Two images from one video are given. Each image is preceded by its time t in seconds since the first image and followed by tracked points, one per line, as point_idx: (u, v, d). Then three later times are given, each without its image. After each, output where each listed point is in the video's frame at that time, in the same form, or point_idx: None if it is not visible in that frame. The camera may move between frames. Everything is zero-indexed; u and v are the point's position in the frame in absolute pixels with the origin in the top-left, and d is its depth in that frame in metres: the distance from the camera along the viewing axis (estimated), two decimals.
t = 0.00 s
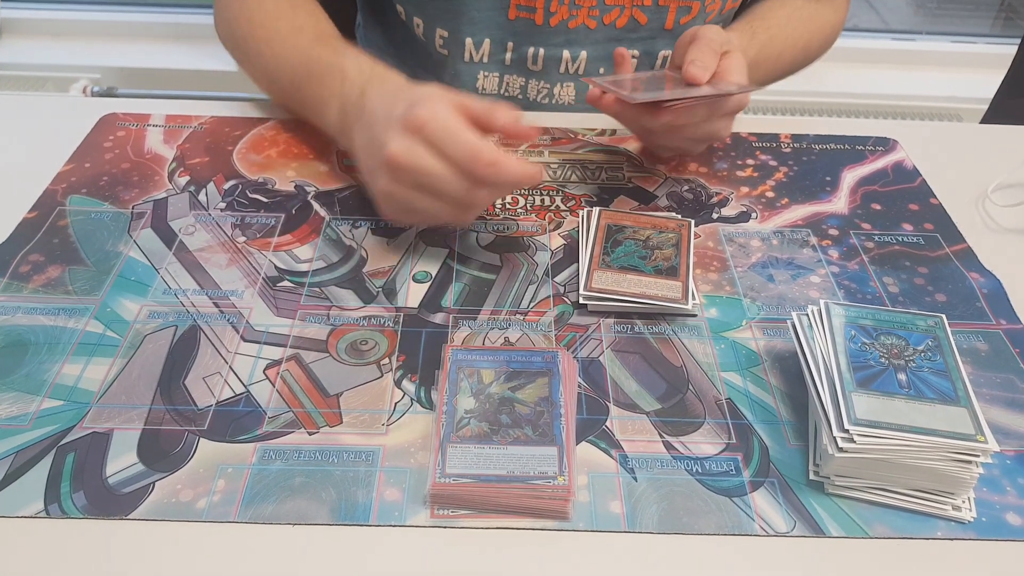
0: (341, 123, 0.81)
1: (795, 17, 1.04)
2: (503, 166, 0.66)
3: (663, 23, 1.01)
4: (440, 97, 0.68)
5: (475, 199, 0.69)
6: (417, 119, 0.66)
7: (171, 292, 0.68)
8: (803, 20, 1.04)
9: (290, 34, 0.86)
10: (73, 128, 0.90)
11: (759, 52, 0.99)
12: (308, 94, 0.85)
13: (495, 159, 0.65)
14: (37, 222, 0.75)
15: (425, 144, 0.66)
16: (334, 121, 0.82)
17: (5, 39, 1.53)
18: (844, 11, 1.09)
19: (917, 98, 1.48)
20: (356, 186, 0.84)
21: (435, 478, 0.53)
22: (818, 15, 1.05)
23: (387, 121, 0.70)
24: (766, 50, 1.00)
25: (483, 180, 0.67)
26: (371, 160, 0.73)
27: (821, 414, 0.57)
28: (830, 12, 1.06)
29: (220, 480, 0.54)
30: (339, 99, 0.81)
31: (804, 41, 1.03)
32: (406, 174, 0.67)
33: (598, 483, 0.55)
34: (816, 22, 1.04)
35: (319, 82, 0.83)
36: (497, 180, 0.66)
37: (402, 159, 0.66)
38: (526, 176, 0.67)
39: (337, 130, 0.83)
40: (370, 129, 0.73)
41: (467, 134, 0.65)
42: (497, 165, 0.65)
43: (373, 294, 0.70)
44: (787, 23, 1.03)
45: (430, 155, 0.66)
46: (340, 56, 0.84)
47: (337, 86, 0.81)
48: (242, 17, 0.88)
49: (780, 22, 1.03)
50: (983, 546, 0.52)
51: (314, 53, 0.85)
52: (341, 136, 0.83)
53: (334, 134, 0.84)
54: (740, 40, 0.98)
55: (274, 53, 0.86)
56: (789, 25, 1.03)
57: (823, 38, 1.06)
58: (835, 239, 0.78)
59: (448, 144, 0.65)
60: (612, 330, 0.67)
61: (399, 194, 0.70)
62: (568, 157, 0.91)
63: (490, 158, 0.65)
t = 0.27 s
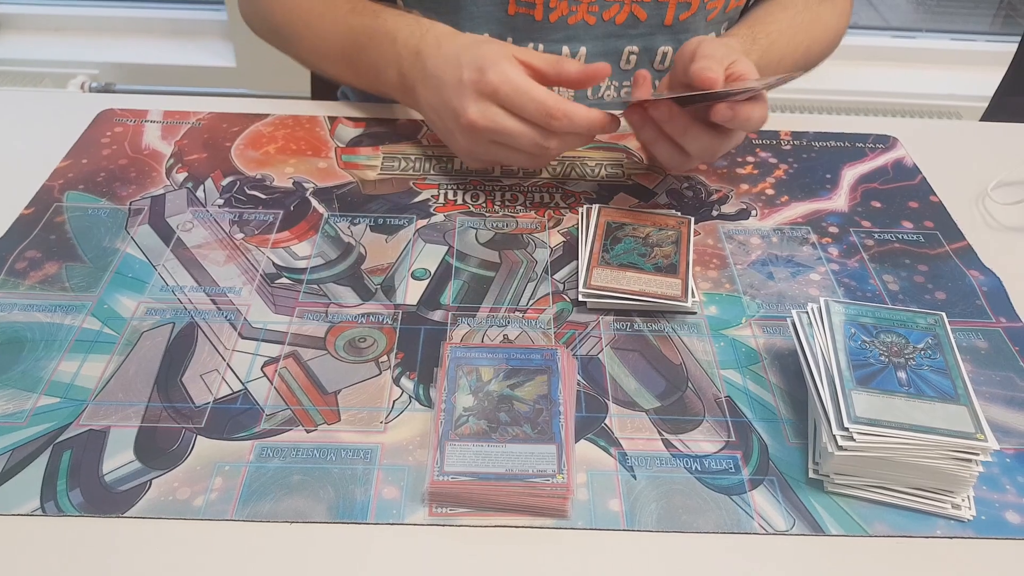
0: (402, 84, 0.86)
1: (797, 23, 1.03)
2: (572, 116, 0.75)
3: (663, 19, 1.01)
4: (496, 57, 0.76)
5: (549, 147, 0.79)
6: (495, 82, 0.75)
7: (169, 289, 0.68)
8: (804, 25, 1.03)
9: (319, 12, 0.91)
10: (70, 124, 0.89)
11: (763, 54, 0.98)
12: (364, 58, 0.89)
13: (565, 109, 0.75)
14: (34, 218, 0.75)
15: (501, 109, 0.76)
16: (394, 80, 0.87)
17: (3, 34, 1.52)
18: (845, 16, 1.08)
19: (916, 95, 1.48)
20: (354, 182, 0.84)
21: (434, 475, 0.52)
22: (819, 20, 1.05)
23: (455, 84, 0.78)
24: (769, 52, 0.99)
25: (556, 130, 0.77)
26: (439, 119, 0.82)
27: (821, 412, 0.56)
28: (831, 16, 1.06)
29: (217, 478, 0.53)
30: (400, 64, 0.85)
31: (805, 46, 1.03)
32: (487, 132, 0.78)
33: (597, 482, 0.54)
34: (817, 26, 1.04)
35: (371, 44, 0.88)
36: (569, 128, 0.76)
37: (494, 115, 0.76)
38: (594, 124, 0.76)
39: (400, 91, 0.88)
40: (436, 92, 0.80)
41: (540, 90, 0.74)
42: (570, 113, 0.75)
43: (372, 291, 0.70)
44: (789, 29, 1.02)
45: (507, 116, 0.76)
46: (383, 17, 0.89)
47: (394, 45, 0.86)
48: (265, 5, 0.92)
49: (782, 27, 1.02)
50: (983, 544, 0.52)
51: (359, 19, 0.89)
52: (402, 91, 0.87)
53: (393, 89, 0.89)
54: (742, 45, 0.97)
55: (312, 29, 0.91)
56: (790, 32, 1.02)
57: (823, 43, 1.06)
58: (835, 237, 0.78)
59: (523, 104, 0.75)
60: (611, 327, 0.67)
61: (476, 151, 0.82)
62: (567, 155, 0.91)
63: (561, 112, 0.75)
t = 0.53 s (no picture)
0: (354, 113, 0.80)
1: (797, 25, 1.03)
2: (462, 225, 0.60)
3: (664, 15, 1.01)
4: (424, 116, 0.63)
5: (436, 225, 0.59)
6: (426, 169, 0.58)
7: (173, 286, 0.69)
8: (804, 27, 1.03)
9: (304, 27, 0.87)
10: (76, 123, 0.90)
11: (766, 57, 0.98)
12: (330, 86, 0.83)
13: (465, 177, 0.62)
14: (41, 216, 0.76)
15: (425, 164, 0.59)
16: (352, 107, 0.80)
17: (9, 33, 1.53)
18: (850, 17, 1.07)
19: (920, 92, 1.47)
20: (356, 178, 0.84)
21: (436, 471, 0.53)
22: (822, 21, 1.04)
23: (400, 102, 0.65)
24: (772, 56, 0.99)
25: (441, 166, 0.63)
26: (374, 191, 0.62)
27: (822, 409, 0.56)
28: (834, 18, 1.05)
29: (222, 472, 0.54)
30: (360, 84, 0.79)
31: (807, 48, 1.02)
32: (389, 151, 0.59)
33: (598, 478, 0.55)
34: (821, 26, 1.04)
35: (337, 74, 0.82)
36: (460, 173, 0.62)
37: (425, 189, 0.58)
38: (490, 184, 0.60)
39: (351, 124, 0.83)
40: (376, 103, 0.68)
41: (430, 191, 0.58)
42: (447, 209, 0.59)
43: (374, 288, 0.70)
44: (787, 30, 1.02)
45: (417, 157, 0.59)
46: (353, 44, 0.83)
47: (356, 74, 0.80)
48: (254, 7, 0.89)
49: (779, 29, 1.02)
50: (984, 542, 0.52)
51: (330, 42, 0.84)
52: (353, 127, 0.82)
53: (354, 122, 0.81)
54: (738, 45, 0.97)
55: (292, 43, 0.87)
56: (789, 33, 1.02)
57: (827, 45, 1.05)
58: (838, 234, 0.78)
59: (414, 144, 0.59)
60: (613, 325, 0.67)
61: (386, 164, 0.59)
62: (570, 152, 0.91)
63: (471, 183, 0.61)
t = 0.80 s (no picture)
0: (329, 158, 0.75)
1: (799, 26, 1.03)
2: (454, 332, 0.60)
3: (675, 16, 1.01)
4: (416, 264, 0.56)
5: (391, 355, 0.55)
6: (415, 294, 0.55)
7: (177, 285, 0.69)
8: (806, 28, 1.03)
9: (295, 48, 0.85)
10: (80, 121, 0.90)
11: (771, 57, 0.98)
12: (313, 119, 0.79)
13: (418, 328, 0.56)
14: (45, 214, 0.76)
15: (404, 316, 0.54)
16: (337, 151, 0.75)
17: (13, 32, 1.53)
18: (850, 15, 1.07)
19: (922, 92, 1.47)
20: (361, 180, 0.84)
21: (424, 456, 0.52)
22: (822, 21, 1.04)
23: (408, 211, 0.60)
24: (776, 56, 0.99)
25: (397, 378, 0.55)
26: (348, 263, 0.59)
27: (825, 408, 0.57)
28: (834, 18, 1.05)
29: (226, 471, 0.54)
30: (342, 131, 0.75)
31: (809, 49, 1.02)
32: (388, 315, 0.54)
33: (601, 477, 0.55)
34: (823, 27, 1.04)
35: (321, 107, 0.79)
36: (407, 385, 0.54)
37: (400, 320, 0.54)
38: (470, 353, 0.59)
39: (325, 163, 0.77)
40: (364, 190, 0.64)
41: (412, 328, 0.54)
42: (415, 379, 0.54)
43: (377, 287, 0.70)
44: (789, 32, 1.02)
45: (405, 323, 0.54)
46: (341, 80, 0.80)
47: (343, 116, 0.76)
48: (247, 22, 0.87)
49: (782, 31, 1.02)
50: (987, 541, 0.52)
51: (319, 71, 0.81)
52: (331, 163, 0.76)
53: (327, 165, 0.76)
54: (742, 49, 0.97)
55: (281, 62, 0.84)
56: (790, 35, 1.02)
57: (827, 45, 1.05)
58: (841, 234, 0.78)
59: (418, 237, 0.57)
60: (616, 324, 0.67)
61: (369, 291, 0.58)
62: (573, 151, 0.91)
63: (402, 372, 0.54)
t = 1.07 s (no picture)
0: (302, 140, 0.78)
1: (803, 27, 1.03)
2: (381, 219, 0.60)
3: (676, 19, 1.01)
4: (354, 168, 0.63)
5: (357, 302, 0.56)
6: (301, 237, 0.56)
7: (180, 284, 0.69)
8: (809, 29, 1.03)
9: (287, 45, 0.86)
10: (82, 121, 0.90)
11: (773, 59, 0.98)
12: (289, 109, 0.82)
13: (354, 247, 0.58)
14: (48, 215, 0.76)
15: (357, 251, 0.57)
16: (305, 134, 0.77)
17: (14, 32, 1.54)
18: (853, 16, 1.07)
19: (924, 91, 1.47)
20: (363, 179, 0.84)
21: (425, 462, 0.53)
22: (825, 22, 1.04)
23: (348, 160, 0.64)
24: (778, 57, 0.99)
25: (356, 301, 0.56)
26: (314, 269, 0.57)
27: (827, 408, 0.57)
28: (838, 19, 1.05)
29: (229, 470, 0.54)
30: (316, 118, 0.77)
31: (811, 49, 1.02)
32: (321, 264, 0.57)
33: (603, 477, 0.55)
34: (826, 28, 1.04)
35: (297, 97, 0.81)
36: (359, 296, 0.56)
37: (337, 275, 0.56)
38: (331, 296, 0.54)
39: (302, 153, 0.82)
40: (323, 147, 0.67)
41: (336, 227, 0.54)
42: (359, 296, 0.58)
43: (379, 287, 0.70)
44: (792, 33, 1.02)
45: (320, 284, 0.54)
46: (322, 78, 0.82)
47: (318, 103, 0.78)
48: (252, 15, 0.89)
49: (785, 32, 1.02)
50: (989, 541, 0.52)
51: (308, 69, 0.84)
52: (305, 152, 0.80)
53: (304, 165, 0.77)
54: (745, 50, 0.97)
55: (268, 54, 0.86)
56: (794, 35, 1.02)
57: (830, 46, 1.05)
58: (843, 233, 0.78)
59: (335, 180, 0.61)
60: (618, 324, 0.67)
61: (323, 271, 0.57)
62: (575, 151, 0.91)
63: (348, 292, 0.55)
